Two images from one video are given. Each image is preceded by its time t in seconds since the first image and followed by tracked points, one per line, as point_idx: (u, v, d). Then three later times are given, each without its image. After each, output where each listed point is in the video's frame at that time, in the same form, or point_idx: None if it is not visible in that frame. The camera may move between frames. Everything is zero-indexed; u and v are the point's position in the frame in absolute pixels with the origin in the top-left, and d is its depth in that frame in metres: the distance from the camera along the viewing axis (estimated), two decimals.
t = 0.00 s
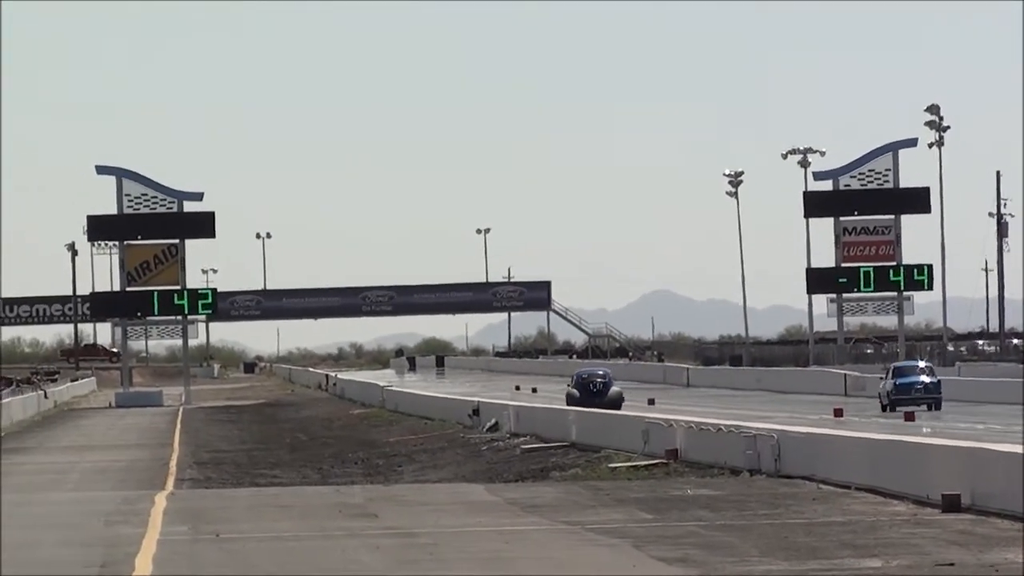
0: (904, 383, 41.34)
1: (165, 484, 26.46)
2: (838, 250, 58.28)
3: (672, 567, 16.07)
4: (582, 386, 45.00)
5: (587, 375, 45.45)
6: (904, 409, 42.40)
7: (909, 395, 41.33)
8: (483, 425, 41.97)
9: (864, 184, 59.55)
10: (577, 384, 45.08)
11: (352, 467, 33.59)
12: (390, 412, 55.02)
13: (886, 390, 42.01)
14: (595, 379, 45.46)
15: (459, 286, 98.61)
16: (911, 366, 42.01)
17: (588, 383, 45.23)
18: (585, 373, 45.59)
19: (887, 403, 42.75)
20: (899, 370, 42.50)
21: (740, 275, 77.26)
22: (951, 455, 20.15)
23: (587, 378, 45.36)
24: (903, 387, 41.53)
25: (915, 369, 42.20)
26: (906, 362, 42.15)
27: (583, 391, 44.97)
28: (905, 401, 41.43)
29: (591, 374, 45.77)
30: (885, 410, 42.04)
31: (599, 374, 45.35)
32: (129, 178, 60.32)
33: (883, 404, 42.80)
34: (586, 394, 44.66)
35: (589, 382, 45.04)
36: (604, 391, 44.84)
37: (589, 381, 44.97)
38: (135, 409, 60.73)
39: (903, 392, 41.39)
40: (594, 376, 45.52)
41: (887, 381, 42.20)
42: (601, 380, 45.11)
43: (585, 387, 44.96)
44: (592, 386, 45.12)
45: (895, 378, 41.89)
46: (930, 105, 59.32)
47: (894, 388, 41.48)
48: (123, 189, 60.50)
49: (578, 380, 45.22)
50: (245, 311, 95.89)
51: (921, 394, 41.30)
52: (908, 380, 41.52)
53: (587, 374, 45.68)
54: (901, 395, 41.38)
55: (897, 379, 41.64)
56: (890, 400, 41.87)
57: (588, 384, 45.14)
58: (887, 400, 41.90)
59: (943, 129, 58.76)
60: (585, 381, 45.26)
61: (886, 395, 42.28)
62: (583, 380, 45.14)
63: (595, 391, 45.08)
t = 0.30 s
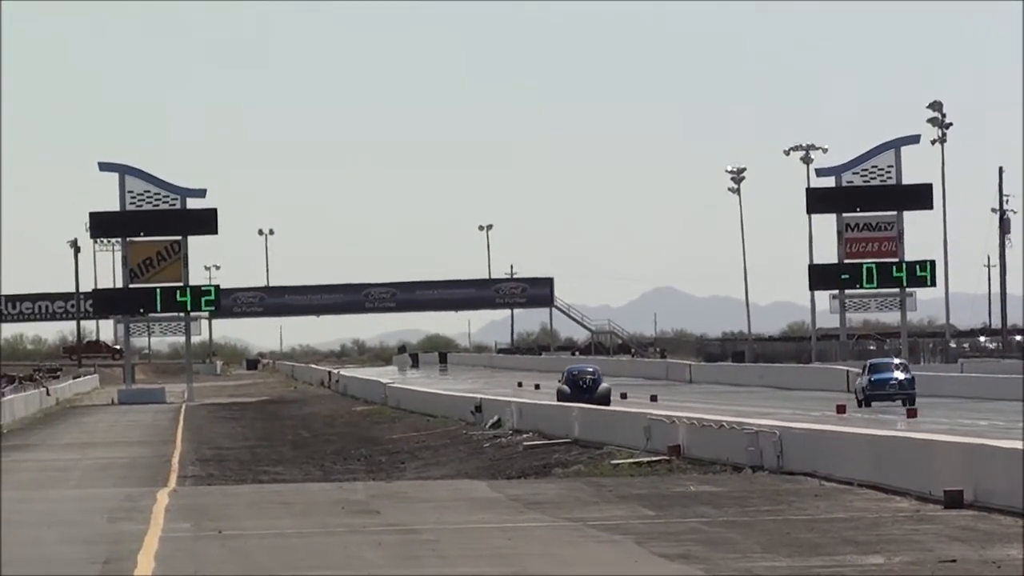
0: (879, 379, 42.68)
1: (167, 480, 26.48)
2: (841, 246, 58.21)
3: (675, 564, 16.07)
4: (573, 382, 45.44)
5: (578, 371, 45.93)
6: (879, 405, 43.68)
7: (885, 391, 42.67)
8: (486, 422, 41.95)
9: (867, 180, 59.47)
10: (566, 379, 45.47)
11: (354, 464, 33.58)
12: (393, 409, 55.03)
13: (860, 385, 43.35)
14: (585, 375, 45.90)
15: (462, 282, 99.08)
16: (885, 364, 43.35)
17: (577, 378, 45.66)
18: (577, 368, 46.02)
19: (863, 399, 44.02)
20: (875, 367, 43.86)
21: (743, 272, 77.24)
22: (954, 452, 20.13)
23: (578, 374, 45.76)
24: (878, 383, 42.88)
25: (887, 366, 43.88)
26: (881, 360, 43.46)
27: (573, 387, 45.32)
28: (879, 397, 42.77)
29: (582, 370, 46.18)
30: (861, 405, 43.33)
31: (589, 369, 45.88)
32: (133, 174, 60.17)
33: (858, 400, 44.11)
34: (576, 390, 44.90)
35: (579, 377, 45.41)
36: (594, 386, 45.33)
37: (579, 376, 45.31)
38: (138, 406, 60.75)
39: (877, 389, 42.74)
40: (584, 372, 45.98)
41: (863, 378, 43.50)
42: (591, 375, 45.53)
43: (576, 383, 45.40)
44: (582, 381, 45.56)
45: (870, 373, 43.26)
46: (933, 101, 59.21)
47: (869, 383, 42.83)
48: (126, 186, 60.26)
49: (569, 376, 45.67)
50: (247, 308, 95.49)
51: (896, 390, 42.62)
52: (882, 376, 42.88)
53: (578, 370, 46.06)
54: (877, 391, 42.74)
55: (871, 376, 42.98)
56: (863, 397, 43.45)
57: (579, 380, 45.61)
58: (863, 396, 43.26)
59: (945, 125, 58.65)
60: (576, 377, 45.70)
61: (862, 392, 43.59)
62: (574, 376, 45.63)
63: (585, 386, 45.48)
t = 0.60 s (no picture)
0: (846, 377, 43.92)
1: (160, 479, 26.46)
2: (834, 245, 58.27)
3: (669, 563, 16.07)
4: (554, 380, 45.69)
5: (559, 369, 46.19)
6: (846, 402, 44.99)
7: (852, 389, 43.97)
8: (479, 421, 41.96)
9: (860, 180, 59.55)
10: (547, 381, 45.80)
11: (347, 463, 33.55)
12: (386, 408, 55.02)
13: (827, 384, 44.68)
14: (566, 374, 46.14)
15: (455, 281, 98.69)
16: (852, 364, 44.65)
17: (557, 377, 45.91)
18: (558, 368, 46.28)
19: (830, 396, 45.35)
20: (841, 365, 45.11)
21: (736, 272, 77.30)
22: (946, 451, 20.15)
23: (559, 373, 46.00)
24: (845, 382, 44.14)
25: (857, 365, 45.54)
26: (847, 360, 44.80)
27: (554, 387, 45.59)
28: (845, 395, 44.12)
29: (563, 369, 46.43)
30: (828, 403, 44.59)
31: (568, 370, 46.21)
32: (126, 173, 60.02)
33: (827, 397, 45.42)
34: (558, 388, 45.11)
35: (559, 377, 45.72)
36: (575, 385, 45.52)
37: (559, 374, 45.59)
38: (130, 405, 60.68)
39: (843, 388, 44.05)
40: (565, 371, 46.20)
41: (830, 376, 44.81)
42: (570, 373, 45.82)
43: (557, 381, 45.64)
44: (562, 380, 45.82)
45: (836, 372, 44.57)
46: (926, 101, 59.33)
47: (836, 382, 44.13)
48: (120, 185, 60.29)
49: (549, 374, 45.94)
50: (240, 306, 95.99)
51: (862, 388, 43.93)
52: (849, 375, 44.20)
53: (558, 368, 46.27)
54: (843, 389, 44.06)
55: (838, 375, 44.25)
56: (831, 395, 44.91)
57: (560, 378, 45.82)
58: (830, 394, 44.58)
59: (938, 124, 58.79)
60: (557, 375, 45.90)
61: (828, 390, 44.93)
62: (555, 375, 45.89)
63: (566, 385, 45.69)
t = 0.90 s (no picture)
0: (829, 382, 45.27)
1: (166, 485, 26.46)
2: (840, 250, 58.19)
3: (675, 568, 16.05)
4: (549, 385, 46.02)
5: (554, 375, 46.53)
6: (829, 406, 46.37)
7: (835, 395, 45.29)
8: (485, 427, 41.94)
9: (867, 185, 59.48)
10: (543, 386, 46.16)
11: (353, 469, 33.53)
12: (392, 414, 55.01)
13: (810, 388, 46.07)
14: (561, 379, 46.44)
15: (462, 286, 98.81)
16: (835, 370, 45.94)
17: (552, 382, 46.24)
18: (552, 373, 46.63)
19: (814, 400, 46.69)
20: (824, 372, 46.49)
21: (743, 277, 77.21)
22: (952, 457, 20.12)
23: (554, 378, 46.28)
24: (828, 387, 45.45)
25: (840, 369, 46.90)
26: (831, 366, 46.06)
27: (549, 392, 45.87)
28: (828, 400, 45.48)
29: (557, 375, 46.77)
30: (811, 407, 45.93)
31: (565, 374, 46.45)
32: (132, 179, 60.19)
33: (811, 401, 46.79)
34: (552, 393, 45.29)
35: (554, 382, 46.06)
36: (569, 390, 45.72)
37: (554, 380, 45.89)
38: (137, 411, 60.72)
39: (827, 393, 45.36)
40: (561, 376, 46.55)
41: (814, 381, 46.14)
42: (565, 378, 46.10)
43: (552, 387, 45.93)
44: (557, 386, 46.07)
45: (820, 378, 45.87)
46: (932, 106, 59.26)
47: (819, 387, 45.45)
48: (126, 191, 60.48)
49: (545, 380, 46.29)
50: (246, 312, 95.98)
51: (845, 393, 45.28)
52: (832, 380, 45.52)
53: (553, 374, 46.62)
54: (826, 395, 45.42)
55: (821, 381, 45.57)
56: (815, 399, 46.28)
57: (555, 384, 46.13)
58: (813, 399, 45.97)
59: (944, 129, 58.71)
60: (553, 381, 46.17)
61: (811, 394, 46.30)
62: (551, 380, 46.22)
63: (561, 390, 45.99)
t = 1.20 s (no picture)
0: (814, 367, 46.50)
1: (172, 470, 26.50)
2: (847, 237, 58.10)
3: (681, 555, 16.04)
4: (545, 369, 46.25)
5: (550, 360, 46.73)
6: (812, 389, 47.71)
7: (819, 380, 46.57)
8: (491, 412, 41.97)
9: (873, 171, 59.38)
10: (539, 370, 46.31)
11: (359, 454, 33.55)
12: (398, 399, 55.05)
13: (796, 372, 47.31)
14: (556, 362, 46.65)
15: (467, 273, 98.77)
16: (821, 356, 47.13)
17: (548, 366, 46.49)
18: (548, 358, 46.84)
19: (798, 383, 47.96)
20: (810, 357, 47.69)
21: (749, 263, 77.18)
22: (959, 443, 20.08)
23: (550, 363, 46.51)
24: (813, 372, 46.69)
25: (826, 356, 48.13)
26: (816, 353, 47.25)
27: (545, 377, 45.95)
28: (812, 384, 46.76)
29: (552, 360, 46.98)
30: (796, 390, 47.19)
31: (560, 358, 46.56)
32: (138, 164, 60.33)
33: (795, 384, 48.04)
34: (548, 377, 45.31)
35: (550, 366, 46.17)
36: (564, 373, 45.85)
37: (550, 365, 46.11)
38: (143, 396, 60.81)
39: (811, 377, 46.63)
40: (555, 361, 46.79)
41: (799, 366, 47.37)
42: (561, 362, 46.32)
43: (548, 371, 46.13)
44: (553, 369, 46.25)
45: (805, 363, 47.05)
46: (939, 93, 59.12)
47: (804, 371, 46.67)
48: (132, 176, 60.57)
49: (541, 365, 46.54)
50: (252, 297, 96.10)
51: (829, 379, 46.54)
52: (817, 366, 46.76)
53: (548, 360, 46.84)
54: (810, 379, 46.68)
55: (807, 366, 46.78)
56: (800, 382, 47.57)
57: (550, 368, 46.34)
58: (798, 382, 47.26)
59: (951, 116, 58.57)
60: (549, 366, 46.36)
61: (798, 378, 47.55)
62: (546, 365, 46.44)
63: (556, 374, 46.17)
